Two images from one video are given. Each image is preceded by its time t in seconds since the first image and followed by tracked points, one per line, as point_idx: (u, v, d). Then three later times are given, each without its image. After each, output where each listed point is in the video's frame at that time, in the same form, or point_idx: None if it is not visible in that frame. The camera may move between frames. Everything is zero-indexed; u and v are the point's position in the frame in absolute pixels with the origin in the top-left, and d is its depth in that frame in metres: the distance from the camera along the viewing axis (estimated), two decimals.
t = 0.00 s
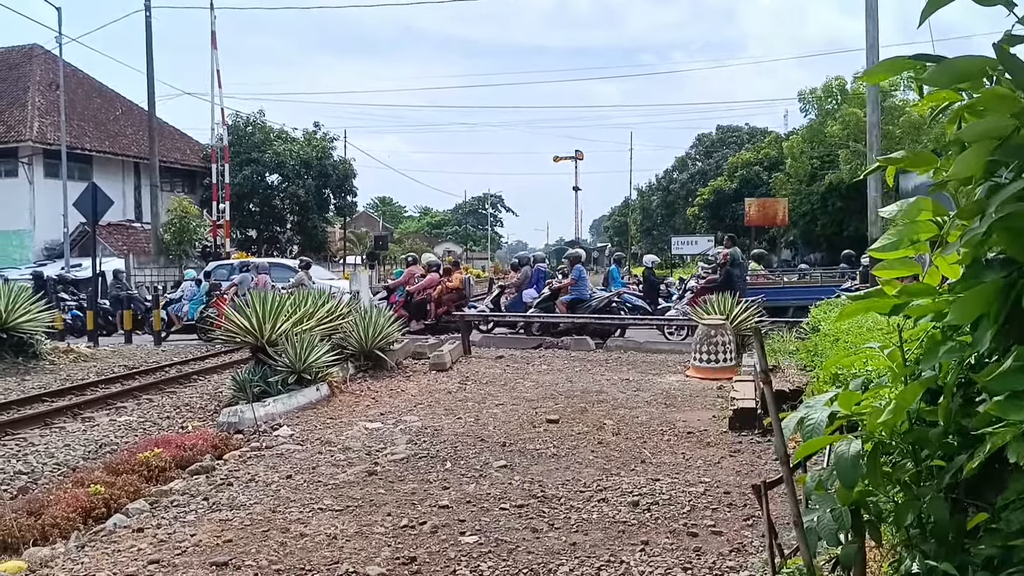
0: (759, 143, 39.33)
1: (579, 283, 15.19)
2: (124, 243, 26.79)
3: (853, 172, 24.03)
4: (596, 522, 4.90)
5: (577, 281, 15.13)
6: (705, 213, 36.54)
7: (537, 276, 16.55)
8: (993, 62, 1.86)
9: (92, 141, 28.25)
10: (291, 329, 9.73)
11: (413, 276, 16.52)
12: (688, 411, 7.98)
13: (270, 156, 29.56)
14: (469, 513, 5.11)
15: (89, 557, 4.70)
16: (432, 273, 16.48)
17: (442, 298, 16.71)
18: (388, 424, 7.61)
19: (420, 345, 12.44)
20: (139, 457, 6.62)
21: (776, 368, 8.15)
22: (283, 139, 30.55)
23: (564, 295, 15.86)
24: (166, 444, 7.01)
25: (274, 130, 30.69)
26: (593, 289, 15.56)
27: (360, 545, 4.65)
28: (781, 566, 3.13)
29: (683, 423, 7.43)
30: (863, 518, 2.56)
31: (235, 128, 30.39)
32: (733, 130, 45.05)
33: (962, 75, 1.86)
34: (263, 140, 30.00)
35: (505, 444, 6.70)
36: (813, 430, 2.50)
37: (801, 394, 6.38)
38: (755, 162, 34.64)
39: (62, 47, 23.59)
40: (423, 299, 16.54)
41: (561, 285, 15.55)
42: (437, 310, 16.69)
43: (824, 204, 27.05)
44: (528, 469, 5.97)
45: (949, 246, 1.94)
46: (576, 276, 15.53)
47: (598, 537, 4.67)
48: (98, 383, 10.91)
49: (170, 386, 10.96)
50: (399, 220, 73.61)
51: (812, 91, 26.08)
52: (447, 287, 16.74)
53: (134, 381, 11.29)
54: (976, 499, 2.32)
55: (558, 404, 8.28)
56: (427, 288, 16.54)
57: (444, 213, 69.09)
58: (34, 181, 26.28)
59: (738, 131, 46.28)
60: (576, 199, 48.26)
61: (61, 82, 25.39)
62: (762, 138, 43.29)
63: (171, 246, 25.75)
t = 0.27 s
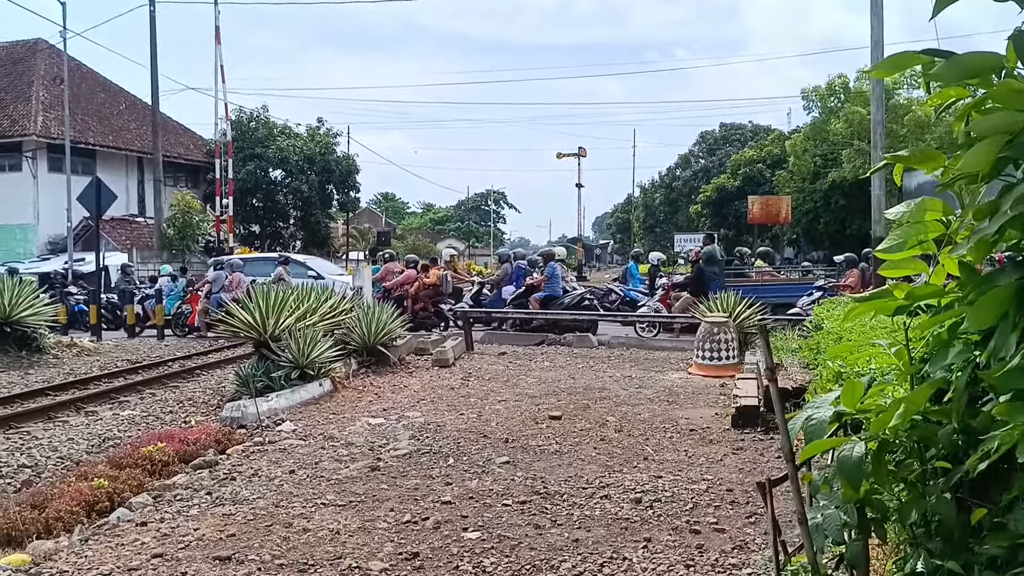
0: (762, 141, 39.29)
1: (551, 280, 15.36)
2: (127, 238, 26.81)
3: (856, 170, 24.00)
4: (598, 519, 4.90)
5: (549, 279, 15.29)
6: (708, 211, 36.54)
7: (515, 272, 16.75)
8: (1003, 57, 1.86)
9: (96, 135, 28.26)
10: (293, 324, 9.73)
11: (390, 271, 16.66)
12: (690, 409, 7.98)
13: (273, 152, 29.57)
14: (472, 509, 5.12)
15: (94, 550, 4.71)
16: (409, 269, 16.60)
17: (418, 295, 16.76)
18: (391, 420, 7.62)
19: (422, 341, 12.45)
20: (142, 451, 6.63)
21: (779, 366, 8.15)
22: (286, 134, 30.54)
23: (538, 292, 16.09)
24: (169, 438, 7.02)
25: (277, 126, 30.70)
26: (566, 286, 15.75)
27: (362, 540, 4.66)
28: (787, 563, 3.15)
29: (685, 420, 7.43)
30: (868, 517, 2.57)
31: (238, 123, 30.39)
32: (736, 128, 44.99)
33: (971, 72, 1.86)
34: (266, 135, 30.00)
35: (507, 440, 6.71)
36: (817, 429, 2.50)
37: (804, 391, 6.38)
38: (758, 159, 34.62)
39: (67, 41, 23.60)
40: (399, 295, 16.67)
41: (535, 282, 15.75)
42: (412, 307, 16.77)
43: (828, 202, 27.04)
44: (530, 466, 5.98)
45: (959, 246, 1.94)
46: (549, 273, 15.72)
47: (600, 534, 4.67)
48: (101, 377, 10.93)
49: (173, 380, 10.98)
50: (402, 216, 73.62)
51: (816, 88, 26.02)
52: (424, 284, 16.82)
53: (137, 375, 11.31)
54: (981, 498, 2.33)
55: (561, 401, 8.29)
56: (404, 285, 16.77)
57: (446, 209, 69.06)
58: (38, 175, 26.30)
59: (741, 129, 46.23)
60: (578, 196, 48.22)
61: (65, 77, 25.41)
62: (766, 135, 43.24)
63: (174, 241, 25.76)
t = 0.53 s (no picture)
0: (764, 140, 39.28)
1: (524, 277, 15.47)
2: (128, 234, 26.81)
3: (857, 169, 23.99)
4: (600, 517, 4.90)
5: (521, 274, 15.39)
6: (709, 209, 36.52)
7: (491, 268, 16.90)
8: (1011, 54, 1.85)
9: (98, 132, 28.26)
10: (295, 321, 9.73)
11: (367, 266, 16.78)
12: (692, 407, 7.97)
13: (275, 149, 29.56)
14: (474, 505, 5.12)
15: (96, 545, 4.72)
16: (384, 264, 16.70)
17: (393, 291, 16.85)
18: (392, 417, 7.62)
19: (424, 338, 12.45)
20: (144, 447, 6.63)
21: (781, 365, 8.15)
22: (288, 131, 30.53)
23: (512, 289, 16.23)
24: (171, 435, 7.03)
25: (279, 122, 30.69)
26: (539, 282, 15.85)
27: (364, 537, 4.66)
28: (790, 560, 3.15)
29: (687, 418, 7.43)
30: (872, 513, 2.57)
31: (240, 120, 30.37)
32: (738, 126, 44.97)
33: (977, 68, 1.86)
34: (268, 132, 29.99)
35: (509, 438, 6.71)
36: (821, 425, 2.50)
37: (806, 389, 6.38)
38: (760, 158, 34.61)
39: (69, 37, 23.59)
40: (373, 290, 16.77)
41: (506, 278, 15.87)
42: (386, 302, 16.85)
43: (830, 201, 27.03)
44: (532, 463, 5.98)
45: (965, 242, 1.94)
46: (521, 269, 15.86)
47: (602, 531, 4.67)
48: (102, 373, 10.93)
49: (174, 376, 10.99)
50: (404, 214, 73.63)
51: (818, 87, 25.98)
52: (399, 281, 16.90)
53: (139, 371, 11.31)
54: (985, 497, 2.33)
55: (562, 398, 8.29)
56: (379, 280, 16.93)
57: (448, 207, 69.05)
58: (40, 171, 26.30)
59: (743, 127, 46.20)
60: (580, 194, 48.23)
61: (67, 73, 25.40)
62: (768, 134, 43.22)
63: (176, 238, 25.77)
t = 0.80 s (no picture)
0: (766, 139, 39.25)
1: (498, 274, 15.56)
2: (130, 231, 26.82)
3: (860, 168, 23.96)
4: (601, 515, 4.91)
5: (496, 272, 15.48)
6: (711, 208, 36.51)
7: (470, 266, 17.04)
8: (1014, 52, 1.85)
9: (100, 128, 28.27)
10: (297, 318, 9.72)
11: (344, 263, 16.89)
12: (693, 405, 7.97)
13: (277, 146, 29.56)
14: (475, 503, 5.12)
15: (98, 542, 4.72)
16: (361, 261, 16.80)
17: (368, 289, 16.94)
18: (394, 414, 7.63)
19: (426, 336, 12.46)
20: (146, 443, 6.64)
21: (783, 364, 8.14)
22: (291, 129, 30.53)
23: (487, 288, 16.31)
24: (173, 431, 7.03)
25: (281, 120, 30.70)
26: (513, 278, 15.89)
27: (366, 534, 4.67)
28: (791, 560, 3.16)
29: (689, 417, 7.43)
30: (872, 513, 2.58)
31: (242, 117, 30.36)
32: (741, 125, 44.90)
33: (980, 67, 1.86)
34: (271, 129, 29.99)
35: (510, 435, 6.71)
36: (825, 424, 2.49)
37: (808, 388, 6.37)
38: (763, 157, 34.59)
39: (72, 34, 23.59)
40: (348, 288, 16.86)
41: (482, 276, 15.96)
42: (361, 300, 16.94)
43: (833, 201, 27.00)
44: (533, 461, 5.98)
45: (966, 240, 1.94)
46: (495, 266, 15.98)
47: (603, 529, 4.67)
48: (104, 370, 10.94)
49: (176, 373, 11.00)
50: (405, 211, 73.63)
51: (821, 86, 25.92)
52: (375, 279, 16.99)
53: (141, 368, 11.33)
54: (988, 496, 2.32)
55: (564, 397, 8.29)
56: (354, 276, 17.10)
57: (450, 205, 69.04)
58: (42, 168, 26.31)
59: (746, 126, 46.14)
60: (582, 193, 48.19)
61: (70, 70, 25.40)
62: (770, 134, 43.18)
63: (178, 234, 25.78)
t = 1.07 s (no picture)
0: (769, 137, 39.23)
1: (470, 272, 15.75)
2: (133, 228, 26.84)
3: (862, 167, 23.94)
4: (603, 513, 4.91)
5: (466, 270, 15.79)
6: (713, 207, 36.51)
7: (447, 266, 17.44)
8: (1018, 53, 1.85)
9: (102, 125, 28.29)
10: (299, 316, 9.73)
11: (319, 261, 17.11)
12: (695, 404, 7.97)
13: (279, 143, 29.57)
14: (476, 501, 5.12)
15: (100, 538, 4.73)
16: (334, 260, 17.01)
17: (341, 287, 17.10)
18: (395, 412, 7.63)
19: (427, 334, 12.46)
20: (148, 440, 6.65)
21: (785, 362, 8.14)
22: (293, 126, 30.54)
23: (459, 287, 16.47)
24: (175, 428, 7.04)
25: (283, 117, 30.70)
26: (484, 278, 16.21)
27: (367, 531, 4.67)
28: (793, 559, 3.16)
29: (690, 415, 7.43)
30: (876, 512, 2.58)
31: (244, 115, 30.36)
32: (743, 124, 44.85)
33: (984, 67, 1.85)
34: (273, 127, 30.00)
35: (512, 433, 6.71)
36: (827, 423, 2.49)
37: (810, 387, 6.36)
38: (765, 155, 34.58)
39: (74, 31, 23.58)
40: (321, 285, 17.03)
41: (454, 274, 16.31)
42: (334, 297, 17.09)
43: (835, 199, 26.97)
44: (535, 459, 5.98)
45: (970, 239, 1.94)
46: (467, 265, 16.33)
47: (605, 528, 4.67)
48: (106, 367, 10.95)
49: (178, 370, 11.01)
50: (407, 209, 73.65)
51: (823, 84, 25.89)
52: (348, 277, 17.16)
53: (143, 365, 11.34)
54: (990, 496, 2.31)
55: (566, 395, 8.29)
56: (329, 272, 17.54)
57: (451, 202, 69.06)
58: (45, 165, 26.33)
59: (748, 125, 46.11)
60: (585, 191, 48.18)
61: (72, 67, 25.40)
62: (773, 132, 43.15)
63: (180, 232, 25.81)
